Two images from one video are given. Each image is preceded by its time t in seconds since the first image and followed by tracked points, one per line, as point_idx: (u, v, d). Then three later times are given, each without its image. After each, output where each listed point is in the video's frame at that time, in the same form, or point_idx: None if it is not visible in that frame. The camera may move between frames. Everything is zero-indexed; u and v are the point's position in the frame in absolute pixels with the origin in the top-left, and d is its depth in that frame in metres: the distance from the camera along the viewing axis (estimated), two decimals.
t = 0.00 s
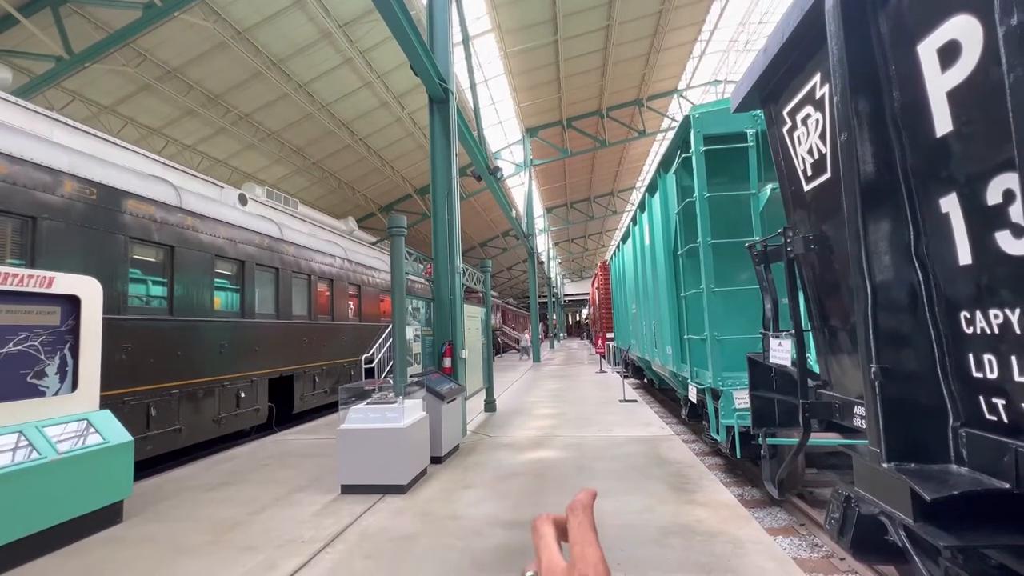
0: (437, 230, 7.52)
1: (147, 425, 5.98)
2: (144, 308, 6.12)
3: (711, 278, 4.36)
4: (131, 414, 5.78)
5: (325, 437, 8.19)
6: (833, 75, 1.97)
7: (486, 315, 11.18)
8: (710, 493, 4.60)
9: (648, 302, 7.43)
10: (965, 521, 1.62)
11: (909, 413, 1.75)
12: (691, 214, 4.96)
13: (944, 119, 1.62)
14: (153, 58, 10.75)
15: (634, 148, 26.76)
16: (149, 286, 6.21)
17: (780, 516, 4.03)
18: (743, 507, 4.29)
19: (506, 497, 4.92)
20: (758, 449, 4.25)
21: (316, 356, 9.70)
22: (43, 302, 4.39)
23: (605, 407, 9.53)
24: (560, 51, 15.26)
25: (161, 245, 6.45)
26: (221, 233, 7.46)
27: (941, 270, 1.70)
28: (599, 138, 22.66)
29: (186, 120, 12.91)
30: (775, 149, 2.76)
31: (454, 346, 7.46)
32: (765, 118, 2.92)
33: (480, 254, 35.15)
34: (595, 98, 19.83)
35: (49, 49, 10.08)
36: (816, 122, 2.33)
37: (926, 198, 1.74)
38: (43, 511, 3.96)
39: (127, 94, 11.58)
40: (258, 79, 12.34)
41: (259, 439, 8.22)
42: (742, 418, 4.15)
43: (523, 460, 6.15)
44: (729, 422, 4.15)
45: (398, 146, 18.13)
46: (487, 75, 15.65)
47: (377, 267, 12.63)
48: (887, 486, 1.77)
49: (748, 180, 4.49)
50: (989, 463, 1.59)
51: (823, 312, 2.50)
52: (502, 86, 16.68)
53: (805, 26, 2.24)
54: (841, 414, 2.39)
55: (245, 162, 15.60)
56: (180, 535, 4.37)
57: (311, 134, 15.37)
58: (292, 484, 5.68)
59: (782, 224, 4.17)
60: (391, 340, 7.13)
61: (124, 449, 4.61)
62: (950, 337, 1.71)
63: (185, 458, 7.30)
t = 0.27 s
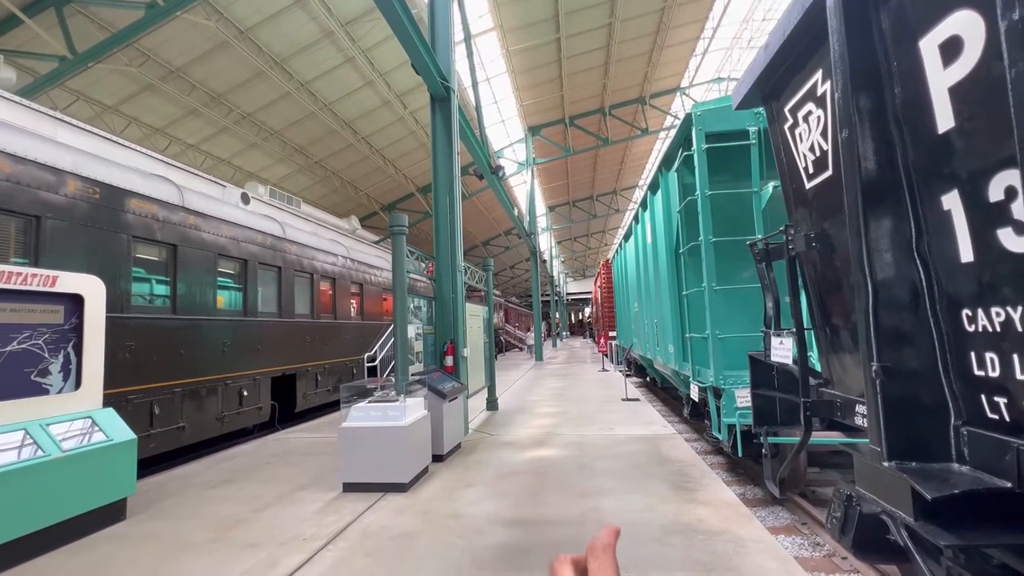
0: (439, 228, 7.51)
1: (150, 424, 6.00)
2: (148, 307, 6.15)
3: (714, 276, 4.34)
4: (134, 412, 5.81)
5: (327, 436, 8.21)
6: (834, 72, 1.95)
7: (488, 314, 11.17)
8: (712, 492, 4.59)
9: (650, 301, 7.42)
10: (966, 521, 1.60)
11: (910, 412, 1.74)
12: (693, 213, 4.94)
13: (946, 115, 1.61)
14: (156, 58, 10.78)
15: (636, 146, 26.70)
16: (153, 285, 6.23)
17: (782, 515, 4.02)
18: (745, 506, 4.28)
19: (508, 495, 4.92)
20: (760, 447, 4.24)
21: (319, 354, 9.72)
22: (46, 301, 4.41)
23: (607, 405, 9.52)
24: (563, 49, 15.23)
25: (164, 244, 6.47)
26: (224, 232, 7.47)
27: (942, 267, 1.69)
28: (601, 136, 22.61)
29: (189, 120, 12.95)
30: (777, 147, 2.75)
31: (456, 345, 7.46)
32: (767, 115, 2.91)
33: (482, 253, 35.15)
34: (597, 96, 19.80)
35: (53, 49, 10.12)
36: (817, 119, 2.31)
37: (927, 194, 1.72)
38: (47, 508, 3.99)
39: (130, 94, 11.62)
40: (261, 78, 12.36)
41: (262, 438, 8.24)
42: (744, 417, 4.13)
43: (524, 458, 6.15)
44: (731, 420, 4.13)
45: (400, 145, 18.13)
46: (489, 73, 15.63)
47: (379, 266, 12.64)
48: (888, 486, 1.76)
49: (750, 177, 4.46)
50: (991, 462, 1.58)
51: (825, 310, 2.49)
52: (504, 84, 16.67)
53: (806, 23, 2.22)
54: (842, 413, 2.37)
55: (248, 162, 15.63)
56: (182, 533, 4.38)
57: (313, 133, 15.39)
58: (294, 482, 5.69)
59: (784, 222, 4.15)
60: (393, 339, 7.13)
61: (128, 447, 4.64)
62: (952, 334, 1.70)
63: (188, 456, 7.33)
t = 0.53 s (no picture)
0: (441, 227, 7.51)
1: (154, 423, 6.02)
2: (152, 306, 6.17)
3: (717, 275, 4.33)
4: (139, 411, 5.83)
5: (330, 435, 8.22)
6: (837, 69, 1.94)
7: (490, 313, 11.16)
8: (714, 492, 4.58)
9: (653, 300, 7.40)
10: (970, 522, 1.59)
11: (913, 413, 1.73)
12: (695, 212, 4.91)
13: (951, 113, 1.59)
14: (160, 58, 10.81)
15: (640, 145, 26.64)
16: (157, 284, 6.25)
17: (785, 516, 4.00)
18: (748, 506, 4.26)
19: (510, 494, 4.92)
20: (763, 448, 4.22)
21: (322, 353, 9.73)
22: (51, 300, 4.42)
23: (609, 405, 9.50)
24: (566, 48, 15.21)
25: (168, 244, 6.49)
26: (228, 232, 7.49)
27: (946, 266, 1.67)
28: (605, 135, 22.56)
29: (193, 120, 12.99)
30: (780, 146, 2.73)
31: (458, 344, 7.46)
32: (770, 114, 2.89)
33: (485, 253, 35.15)
34: (600, 95, 19.76)
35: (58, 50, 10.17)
36: (821, 117, 2.30)
37: (931, 193, 1.71)
38: (52, 506, 4.00)
39: (135, 94, 11.67)
40: (264, 78, 12.38)
41: (265, 437, 8.26)
42: (746, 417, 4.12)
43: (526, 458, 6.15)
44: (733, 420, 4.12)
45: (403, 145, 18.14)
46: (492, 73, 15.62)
47: (382, 265, 12.65)
48: (892, 486, 1.75)
49: (754, 176, 4.44)
50: (997, 463, 1.56)
51: (828, 310, 2.47)
52: (507, 83, 16.66)
53: (809, 20, 2.21)
54: (846, 413, 2.36)
55: (251, 161, 15.67)
56: (185, 532, 4.39)
57: (316, 133, 15.41)
58: (297, 481, 5.70)
59: (788, 221, 4.12)
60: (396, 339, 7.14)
61: (132, 446, 4.66)
62: (955, 334, 1.68)
63: (192, 454, 7.35)
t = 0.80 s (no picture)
0: (445, 227, 7.51)
1: (160, 421, 6.04)
2: (158, 306, 6.20)
3: (722, 275, 4.30)
4: (145, 410, 5.86)
5: (334, 434, 8.23)
6: (843, 67, 1.92)
7: (494, 313, 11.16)
8: (719, 493, 4.56)
9: (657, 300, 7.38)
10: (978, 524, 1.58)
11: (921, 414, 1.71)
12: (700, 211, 4.90)
13: (959, 111, 1.58)
14: (166, 59, 10.86)
15: (644, 145, 26.58)
16: (163, 284, 6.28)
17: (790, 517, 3.98)
18: (753, 507, 4.24)
19: (513, 494, 4.92)
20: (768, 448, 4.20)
21: (326, 353, 9.75)
22: (58, 300, 4.45)
23: (613, 405, 9.48)
24: (569, 47, 15.19)
25: (174, 244, 6.52)
26: (233, 232, 7.52)
27: (954, 266, 1.65)
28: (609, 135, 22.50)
29: (198, 121, 13.05)
30: (785, 145, 2.72)
31: (462, 344, 7.46)
32: (776, 113, 2.87)
33: (489, 253, 35.14)
34: (604, 95, 19.73)
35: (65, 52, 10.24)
36: (827, 116, 2.28)
37: (939, 192, 1.69)
38: (60, 504, 4.02)
39: (141, 95, 11.73)
40: (269, 78, 12.42)
41: (270, 436, 8.29)
42: (751, 417, 4.09)
43: (530, 458, 6.14)
44: (738, 421, 4.10)
45: (407, 145, 18.16)
46: (495, 73, 15.62)
47: (386, 265, 12.67)
48: (899, 488, 1.74)
49: (759, 176, 4.42)
50: (1006, 465, 1.56)
51: (834, 310, 2.46)
52: (510, 83, 16.66)
53: (815, 18, 2.19)
54: (852, 413, 2.34)
55: (256, 162, 15.73)
56: (190, 530, 4.40)
57: (321, 133, 15.45)
58: (301, 480, 5.72)
59: (793, 220, 4.10)
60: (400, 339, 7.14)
61: (139, 445, 4.68)
62: (964, 334, 1.67)
63: (197, 453, 7.38)
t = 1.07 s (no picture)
0: (450, 227, 7.51)
1: (168, 421, 6.08)
2: (166, 305, 6.23)
3: (728, 276, 4.28)
4: (153, 409, 5.89)
5: (340, 434, 8.26)
6: (851, 67, 1.91)
7: (499, 313, 11.16)
8: (725, 495, 4.53)
9: (663, 300, 7.35)
10: (987, 528, 1.56)
11: (930, 416, 1.70)
12: (706, 211, 4.87)
13: (969, 110, 1.56)
14: (174, 61, 10.93)
15: (649, 145, 26.51)
16: (171, 284, 6.31)
17: (797, 519, 3.96)
18: (759, 509, 4.22)
19: (518, 494, 4.91)
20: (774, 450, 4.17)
21: (332, 353, 9.78)
22: (68, 300, 4.47)
23: (618, 406, 9.45)
24: (575, 47, 15.17)
25: (182, 244, 6.56)
26: (239, 232, 7.55)
27: (964, 266, 1.63)
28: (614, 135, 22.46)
29: (205, 122, 13.13)
30: (792, 145, 2.70)
31: (467, 344, 7.46)
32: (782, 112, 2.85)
33: (494, 253, 35.14)
34: (609, 95, 19.69)
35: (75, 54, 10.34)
36: (834, 116, 2.26)
37: (948, 192, 1.67)
38: (68, 502, 4.05)
39: (149, 97, 11.82)
40: (275, 80, 12.48)
41: (276, 435, 8.31)
42: (758, 419, 4.07)
43: (535, 458, 6.13)
44: (744, 422, 4.08)
45: (412, 146, 18.19)
46: (501, 73, 15.63)
47: (391, 265, 12.70)
48: (908, 491, 1.72)
49: (765, 176, 4.39)
50: (1017, 468, 1.54)
51: (842, 311, 2.44)
52: (516, 83, 16.66)
53: (822, 18, 2.18)
54: (860, 415, 2.32)
55: (263, 163, 15.80)
56: (197, 529, 4.42)
57: (327, 134, 15.51)
58: (307, 479, 5.73)
59: (800, 221, 4.07)
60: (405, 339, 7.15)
61: (147, 443, 4.71)
62: (973, 335, 1.65)
63: (204, 452, 7.42)
